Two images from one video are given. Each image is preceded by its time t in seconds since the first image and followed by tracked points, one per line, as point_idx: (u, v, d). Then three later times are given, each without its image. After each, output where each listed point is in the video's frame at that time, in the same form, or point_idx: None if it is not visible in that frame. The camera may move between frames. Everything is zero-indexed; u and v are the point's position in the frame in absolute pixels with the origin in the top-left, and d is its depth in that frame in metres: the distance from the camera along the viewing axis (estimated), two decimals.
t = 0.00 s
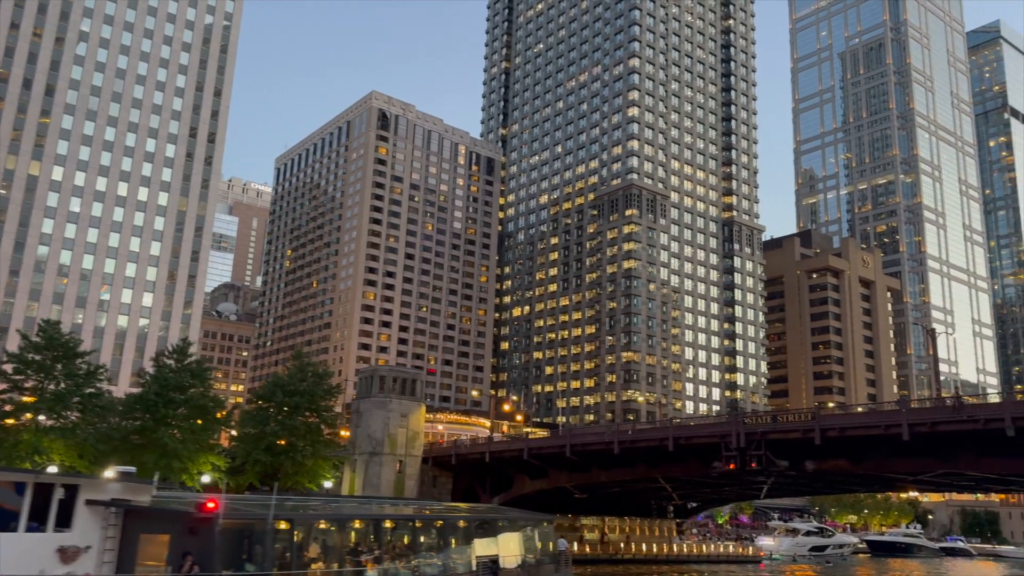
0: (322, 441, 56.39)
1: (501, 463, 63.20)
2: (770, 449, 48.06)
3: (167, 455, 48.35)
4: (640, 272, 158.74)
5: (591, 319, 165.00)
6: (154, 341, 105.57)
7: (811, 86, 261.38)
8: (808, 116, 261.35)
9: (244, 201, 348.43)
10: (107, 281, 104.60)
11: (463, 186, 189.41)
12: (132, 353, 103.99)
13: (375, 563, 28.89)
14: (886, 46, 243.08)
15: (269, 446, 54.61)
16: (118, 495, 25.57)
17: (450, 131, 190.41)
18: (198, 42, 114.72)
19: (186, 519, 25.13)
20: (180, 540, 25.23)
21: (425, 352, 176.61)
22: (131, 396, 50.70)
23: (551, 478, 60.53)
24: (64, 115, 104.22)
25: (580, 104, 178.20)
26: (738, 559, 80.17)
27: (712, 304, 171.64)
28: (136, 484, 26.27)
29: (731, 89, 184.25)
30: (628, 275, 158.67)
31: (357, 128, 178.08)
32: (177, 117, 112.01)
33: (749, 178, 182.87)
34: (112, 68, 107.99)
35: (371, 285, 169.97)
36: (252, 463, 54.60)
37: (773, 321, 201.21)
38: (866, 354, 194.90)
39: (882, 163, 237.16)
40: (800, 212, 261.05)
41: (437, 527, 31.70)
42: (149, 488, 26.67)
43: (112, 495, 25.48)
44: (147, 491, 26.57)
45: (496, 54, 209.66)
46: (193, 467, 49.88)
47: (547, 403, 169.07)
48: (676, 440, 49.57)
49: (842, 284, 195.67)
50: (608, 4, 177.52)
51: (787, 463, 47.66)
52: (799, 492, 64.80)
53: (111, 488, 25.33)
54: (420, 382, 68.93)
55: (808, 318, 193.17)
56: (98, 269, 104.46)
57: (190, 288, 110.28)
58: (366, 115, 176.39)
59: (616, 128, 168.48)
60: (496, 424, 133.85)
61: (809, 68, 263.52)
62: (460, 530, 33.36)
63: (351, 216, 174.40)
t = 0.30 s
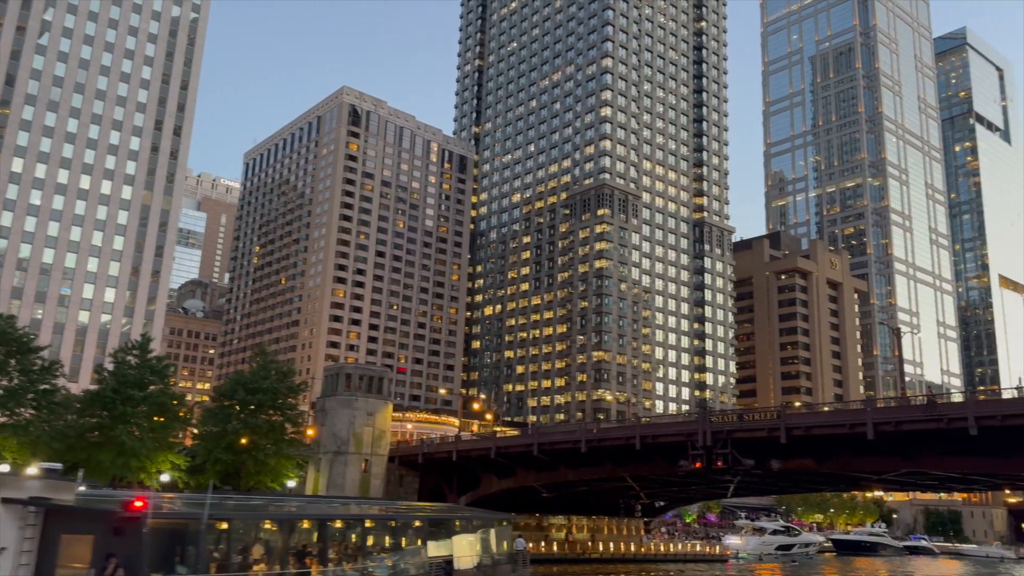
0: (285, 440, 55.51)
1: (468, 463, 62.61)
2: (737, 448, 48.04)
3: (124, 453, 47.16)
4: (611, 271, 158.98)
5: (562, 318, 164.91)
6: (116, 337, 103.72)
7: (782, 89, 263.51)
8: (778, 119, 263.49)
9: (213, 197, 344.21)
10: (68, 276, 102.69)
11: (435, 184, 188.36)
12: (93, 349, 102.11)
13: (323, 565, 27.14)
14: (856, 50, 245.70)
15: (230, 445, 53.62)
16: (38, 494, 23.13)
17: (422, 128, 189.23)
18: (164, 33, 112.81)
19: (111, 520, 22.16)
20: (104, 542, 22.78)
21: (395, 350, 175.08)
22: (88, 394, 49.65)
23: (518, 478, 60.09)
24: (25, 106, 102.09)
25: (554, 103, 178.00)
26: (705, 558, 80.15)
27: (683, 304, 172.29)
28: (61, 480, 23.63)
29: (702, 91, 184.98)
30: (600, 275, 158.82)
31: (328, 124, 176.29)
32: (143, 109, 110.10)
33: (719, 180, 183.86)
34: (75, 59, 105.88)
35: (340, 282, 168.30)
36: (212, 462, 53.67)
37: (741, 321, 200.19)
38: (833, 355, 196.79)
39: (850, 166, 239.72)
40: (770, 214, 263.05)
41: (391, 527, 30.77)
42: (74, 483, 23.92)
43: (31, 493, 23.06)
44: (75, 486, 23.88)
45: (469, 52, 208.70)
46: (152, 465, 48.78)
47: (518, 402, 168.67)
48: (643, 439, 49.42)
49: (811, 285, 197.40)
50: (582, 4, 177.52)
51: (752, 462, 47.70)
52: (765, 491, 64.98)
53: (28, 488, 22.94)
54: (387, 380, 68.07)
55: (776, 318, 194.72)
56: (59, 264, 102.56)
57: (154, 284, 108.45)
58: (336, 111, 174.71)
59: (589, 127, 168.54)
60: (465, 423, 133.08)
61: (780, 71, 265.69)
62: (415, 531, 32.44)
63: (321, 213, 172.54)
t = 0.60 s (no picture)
0: (248, 439, 54.65)
1: (435, 462, 62.05)
2: (703, 448, 47.99)
3: (80, 452, 45.96)
4: (583, 271, 159.00)
5: (534, 318, 164.70)
6: (77, 332, 101.79)
7: (754, 93, 265.41)
8: (750, 122, 265.37)
9: (182, 192, 339.97)
10: (29, 270, 100.74)
11: (407, 181, 187.06)
12: (54, 345, 100.16)
13: (265, 568, 24.76)
14: (827, 54, 248.11)
15: (192, 443, 52.54)
16: None
17: (395, 125, 187.94)
18: (131, 24, 110.83)
19: (31, 516, 19.21)
20: (20, 543, 19.21)
21: (366, 349, 173.60)
22: (45, 390, 48.52)
23: (486, 477, 59.66)
24: None
25: (528, 102, 177.69)
26: (673, 557, 80.05)
27: (654, 304, 172.76)
28: None
29: (676, 92, 185.77)
30: (572, 274, 158.79)
31: (299, 119, 174.37)
32: (107, 101, 108.09)
33: (691, 181, 184.73)
34: (38, 49, 103.68)
35: (310, 279, 166.51)
36: (173, 461, 52.57)
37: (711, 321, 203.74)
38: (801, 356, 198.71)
39: (820, 169, 242.15)
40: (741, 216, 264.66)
41: (343, 526, 28.88)
42: None
43: None
44: None
45: (443, 49, 207.59)
46: (110, 463, 47.68)
47: (489, 401, 168.17)
48: (610, 438, 49.22)
49: (780, 287, 198.89)
50: (557, 3, 177.37)
51: (720, 461, 47.65)
52: (732, 490, 65.07)
53: None
54: (354, 379, 67.52)
55: (746, 319, 196.06)
56: (19, 258, 100.62)
57: (118, 279, 106.64)
58: (308, 106, 172.82)
59: (562, 127, 168.50)
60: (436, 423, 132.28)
61: (752, 74, 267.60)
62: (367, 531, 30.51)
63: (291, 209, 170.54)
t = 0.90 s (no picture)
0: (208, 437, 53.67)
1: (401, 462, 61.36)
2: (670, 447, 47.86)
3: (33, 450, 44.75)
4: (555, 271, 158.86)
5: (505, 317, 164.26)
6: (36, 328, 99.54)
7: (725, 96, 267.12)
8: (721, 125, 266.96)
9: (148, 188, 335.11)
10: None
11: (378, 179, 185.52)
12: (10, 341, 97.87)
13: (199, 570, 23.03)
14: (797, 59, 250.36)
15: (150, 442, 51.35)
16: None
17: (366, 121, 186.32)
18: (95, 14, 108.76)
19: None
20: None
21: (334, 347, 171.94)
22: None
23: (452, 477, 59.10)
24: None
25: (501, 100, 177.21)
26: (640, 557, 79.72)
27: (625, 305, 173.02)
28: None
29: (648, 94, 186.42)
30: (544, 274, 158.58)
31: (268, 114, 172.16)
32: (70, 92, 105.91)
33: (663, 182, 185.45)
34: None
35: (278, 276, 164.37)
36: (130, 459, 51.39)
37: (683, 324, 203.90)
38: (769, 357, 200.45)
39: (789, 173, 244.44)
40: (711, 218, 266.06)
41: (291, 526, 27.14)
42: None
43: None
44: None
45: (416, 46, 206.14)
46: (65, 462, 46.42)
47: (459, 401, 167.43)
48: (577, 437, 48.94)
49: (749, 289, 200.23)
50: (530, 2, 177.07)
51: (685, 460, 47.52)
52: (699, 490, 65.09)
53: None
54: (318, 377, 66.76)
55: (716, 320, 197.26)
56: None
57: (79, 274, 104.62)
58: (277, 101, 170.67)
59: (535, 126, 168.23)
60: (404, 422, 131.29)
61: (724, 78, 269.30)
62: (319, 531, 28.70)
63: (259, 205, 168.23)
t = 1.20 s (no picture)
0: (169, 435, 52.70)
1: (367, 462, 60.59)
2: (639, 447, 47.60)
3: None
4: (528, 270, 158.53)
5: (479, 316, 163.61)
6: None
7: (698, 99, 268.38)
8: (694, 128, 268.19)
9: (116, 183, 330.29)
10: None
11: (351, 176, 183.73)
12: None
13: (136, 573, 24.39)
14: (771, 63, 252.35)
15: (109, 440, 50.29)
16: None
17: (339, 118, 184.50)
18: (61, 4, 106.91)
19: None
20: None
21: (304, 346, 170.06)
22: None
23: (420, 477, 58.44)
24: None
25: (476, 99, 176.58)
26: (610, 557, 79.35)
27: (598, 305, 173.05)
28: None
29: (623, 95, 186.77)
30: (517, 274, 158.19)
31: (238, 108, 170.11)
32: (33, 83, 103.78)
33: (637, 184, 185.97)
34: None
35: (247, 273, 162.24)
36: (88, 458, 50.27)
37: (653, 323, 203.68)
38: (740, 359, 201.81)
39: (761, 176, 246.21)
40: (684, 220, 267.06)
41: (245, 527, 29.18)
42: None
43: None
44: None
45: (390, 43, 204.35)
46: (22, 461, 45.32)
47: (431, 401, 166.47)
48: (546, 436, 48.58)
49: (721, 291, 201.16)
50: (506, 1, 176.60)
51: (654, 460, 47.27)
52: (668, 490, 65.00)
53: None
54: (284, 376, 66.00)
55: (688, 321, 198.03)
56: None
57: (41, 269, 102.49)
58: (248, 95, 168.66)
59: (510, 125, 167.81)
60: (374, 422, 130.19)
61: (698, 80, 270.43)
62: (272, 532, 30.57)
63: (228, 201, 166.04)
